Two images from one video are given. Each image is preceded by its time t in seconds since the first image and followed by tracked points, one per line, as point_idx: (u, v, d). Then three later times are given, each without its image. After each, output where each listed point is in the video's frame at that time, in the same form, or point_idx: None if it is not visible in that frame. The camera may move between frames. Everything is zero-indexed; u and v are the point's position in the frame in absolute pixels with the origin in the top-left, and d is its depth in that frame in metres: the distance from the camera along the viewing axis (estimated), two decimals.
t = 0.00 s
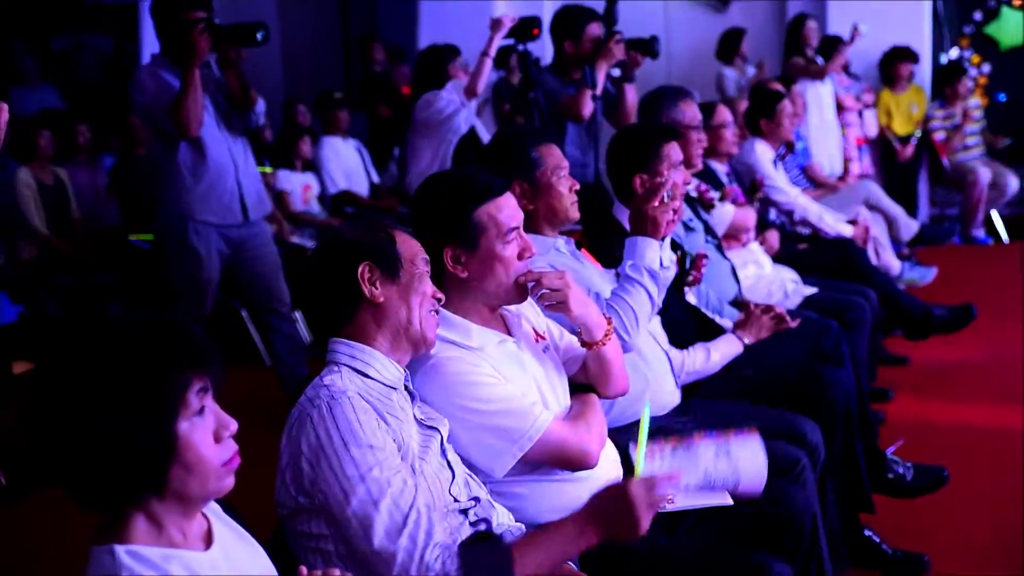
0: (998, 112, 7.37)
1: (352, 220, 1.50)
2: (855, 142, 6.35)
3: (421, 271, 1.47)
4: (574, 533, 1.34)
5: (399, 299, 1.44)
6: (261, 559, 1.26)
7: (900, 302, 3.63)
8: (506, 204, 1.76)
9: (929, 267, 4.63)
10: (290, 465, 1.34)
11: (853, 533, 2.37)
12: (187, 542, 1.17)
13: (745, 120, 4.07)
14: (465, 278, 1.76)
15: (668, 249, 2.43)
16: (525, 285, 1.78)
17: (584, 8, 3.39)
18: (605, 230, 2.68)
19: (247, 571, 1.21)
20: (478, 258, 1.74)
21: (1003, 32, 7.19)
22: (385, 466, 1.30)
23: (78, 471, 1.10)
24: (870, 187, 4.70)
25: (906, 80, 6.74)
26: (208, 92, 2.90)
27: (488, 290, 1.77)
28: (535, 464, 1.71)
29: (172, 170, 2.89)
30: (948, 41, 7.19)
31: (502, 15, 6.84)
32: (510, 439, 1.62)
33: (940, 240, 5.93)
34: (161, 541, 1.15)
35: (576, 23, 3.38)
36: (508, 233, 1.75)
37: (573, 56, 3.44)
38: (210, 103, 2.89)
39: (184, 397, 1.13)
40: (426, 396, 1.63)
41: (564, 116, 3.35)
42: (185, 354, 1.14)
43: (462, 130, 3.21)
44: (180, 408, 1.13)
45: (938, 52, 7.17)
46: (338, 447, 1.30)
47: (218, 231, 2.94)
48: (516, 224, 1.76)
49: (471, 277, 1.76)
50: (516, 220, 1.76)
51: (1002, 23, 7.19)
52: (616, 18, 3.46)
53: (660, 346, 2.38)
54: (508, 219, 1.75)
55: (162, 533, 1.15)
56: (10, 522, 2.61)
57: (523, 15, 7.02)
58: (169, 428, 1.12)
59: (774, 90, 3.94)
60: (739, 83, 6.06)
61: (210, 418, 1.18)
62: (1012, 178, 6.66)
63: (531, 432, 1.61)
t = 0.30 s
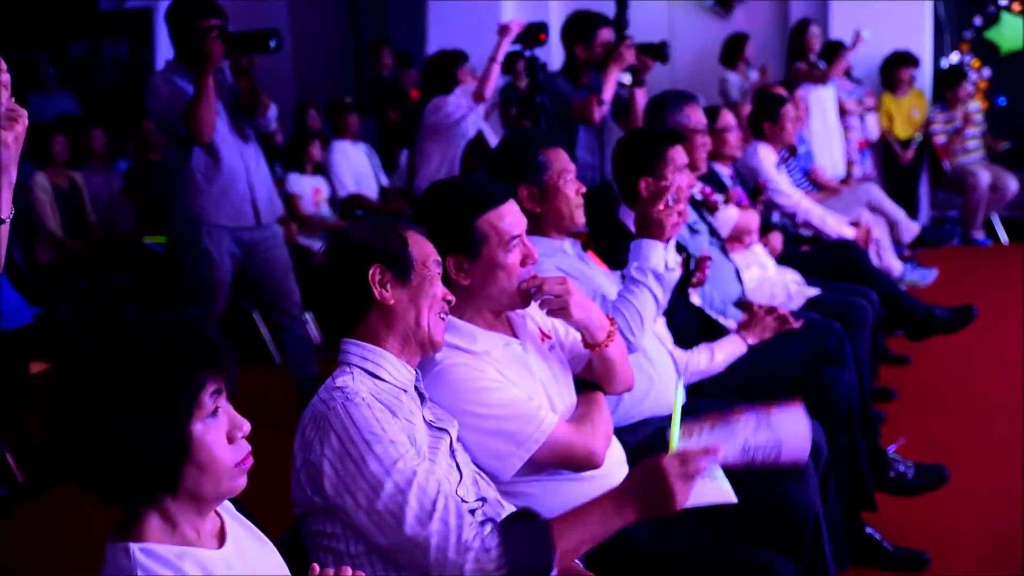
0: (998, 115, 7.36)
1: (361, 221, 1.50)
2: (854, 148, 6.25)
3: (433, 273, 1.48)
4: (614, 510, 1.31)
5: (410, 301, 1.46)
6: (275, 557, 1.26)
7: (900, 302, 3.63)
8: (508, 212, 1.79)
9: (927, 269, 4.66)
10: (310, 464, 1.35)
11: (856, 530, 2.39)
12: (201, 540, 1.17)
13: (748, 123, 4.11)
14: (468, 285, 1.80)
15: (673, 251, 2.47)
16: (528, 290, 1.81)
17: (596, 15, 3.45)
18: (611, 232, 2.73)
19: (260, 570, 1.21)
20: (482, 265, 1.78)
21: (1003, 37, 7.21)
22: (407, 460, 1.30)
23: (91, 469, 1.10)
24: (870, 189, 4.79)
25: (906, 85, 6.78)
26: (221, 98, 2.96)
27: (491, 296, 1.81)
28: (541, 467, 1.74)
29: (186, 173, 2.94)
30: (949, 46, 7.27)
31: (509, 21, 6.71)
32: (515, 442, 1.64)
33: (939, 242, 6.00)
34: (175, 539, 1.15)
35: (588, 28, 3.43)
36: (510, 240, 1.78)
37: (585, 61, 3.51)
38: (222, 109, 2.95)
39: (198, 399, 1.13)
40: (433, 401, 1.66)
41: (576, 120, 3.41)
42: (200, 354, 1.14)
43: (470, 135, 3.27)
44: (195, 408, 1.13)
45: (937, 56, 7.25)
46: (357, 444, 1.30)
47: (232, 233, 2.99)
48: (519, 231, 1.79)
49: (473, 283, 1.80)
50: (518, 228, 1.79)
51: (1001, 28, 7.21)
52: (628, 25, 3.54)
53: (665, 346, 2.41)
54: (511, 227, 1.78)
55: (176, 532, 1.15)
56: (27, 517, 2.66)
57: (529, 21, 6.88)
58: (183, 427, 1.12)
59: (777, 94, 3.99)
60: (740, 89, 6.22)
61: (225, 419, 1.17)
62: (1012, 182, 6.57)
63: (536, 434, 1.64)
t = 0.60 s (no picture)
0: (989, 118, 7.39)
1: (368, 223, 1.56)
2: (847, 150, 6.27)
3: (437, 272, 1.53)
4: (671, 377, 1.27)
5: (414, 301, 1.52)
6: (288, 552, 1.26)
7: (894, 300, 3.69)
8: (510, 215, 1.85)
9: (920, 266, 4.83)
10: (338, 452, 1.36)
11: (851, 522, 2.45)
12: (213, 536, 1.17)
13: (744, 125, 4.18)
14: (470, 287, 1.87)
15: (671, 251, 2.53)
16: (529, 292, 1.87)
17: (602, 21, 3.53)
18: (610, 233, 2.80)
19: (272, 567, 1.20)
20: (484, 268, 1.84)
21: (992, 41, 7.21)
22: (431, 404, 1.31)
23: (109, 465, 1.10)
24: (863, 189, 4.85)
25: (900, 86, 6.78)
26: (231, 104, 3.03)
27: (493, 297, 1.87)
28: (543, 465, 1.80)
29: (197, 176, 3.01)
30: (939, 49, 7.42)
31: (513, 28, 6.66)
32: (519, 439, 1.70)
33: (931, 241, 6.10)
34: (188, 535, 1.15)
35: (592, 34, 3.53)
36: (511, 243, 1.84)
37: (590, 65, 3.58)
38: (232, 114, 3.02)
39: (210, 399, 1.12)
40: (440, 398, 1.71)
41: (584, 123, 3.47)
42: (214, 354, 1.14)
43: (473, 138, 3.35)
44: (206, 408, 1.12)
45: (929, 59, 7.41)
46: (378, 407, 1.32)
47: (242, 236, 3.07)
48: (520, 234, 1.85)
49: (475, 286, 1.87)
50: (519, 230, 1.86)
51: (992, 32, 7.22)
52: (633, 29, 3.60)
53: (664, 343, 2.50)
54: (513, 230, 1.84)
55: (188, 527, 1.15)
56: (45, 512, 2.74)
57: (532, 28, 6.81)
58: (196, 426, 1.12)
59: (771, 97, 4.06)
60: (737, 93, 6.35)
61: (236, 418, 1.17)
62: (1002, 183, 6.65)
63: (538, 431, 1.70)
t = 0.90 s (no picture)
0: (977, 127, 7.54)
1: (379, 229, 1.65)
2: (840, 156, 6.37)
3: (443, 274, 1.61)
4: (676, 357, 1.36)
5: (422, 304, 1.60)
6: (300, 547, 1.30)
7: (886, 303, 3.77)
8: (514, 221, 1.94)
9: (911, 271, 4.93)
10: (350, 448, 1.44)
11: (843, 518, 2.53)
12: (228, 532, 1.21)
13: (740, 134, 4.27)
14: (476, 290, 1.96)
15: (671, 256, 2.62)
16: (533, 295, 1.95)
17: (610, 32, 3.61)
18: (612, 238, 2.89)
19: (286, 561, 1.25)
20: (489, 272, 1.93)
21: (978, 52, 7.42)
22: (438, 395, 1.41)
23: (126, 463, 1.14)
24: (855, 196, 4.95)
25: (890, 96, 7.01)
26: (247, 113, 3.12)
27: (498, 299, 1.96)
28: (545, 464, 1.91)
29: (214, 183, 3.12)
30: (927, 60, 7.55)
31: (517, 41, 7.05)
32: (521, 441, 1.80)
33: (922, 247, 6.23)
34: (204, 531, 1.19)
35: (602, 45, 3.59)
36: (516, 247, 1.93)
37: (595, 76, 3.67)
38: (248, 123, 3.11)
39: (228, 400, 1.18)
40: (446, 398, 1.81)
41: (589, 132, 3.54)
42: (234, 358, 1.20)
43: (478, 146, 3.45)
44: (224, 408, 1.18)
45: (918, 70, 7.54)
46: (388, 400, 1.41)
47: (256, 241, 3.17)
48: (524, 239, 1.94)
49: (481, 289, 1.96)
50: (524, 236, 1.94)
51: (977, 44, 7.43)
52: (638, 40, 3.69)
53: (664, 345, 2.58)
54: (517, 235, 1.93)
55: (204, 522, 1.19)
56: (68, 509, 2.82)
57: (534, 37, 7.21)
58: (213, 425, 1.17)
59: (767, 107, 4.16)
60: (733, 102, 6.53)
61: (252, 417, 1.23)
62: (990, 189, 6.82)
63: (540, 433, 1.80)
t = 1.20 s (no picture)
0: (983, 134, 7.49)
1: (396, 235, 1.71)
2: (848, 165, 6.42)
3: (458, 279, 1.69)
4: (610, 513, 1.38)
5: (437, 307, 1.66)
6: (318, 544, 1.37)
7: (891, 307, 3.92)
8: (529, 227, 2.00)
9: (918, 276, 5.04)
10: (339, 461, 1.54)
11: (852, 520, 2.57)
12: (250, 531, 1.27)
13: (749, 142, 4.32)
14: (491, 294, 2.01)
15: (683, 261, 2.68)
16: (547, 300, 2.03)
17: (623, 42, 3.70)
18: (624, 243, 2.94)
19: (304, 559, 1.31)
20: (505, 277, 1.99)
21: (985, 62, 7.42)
22: (430, 473, 1.50)
23: (154, 464, 1.20)
24: (863, 203, 5.04)
25: (897, 104, 7.15)
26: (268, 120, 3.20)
27: (513, 303, 2.01)
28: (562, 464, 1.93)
29: (235, 188, 3.19)
30: (934, 69, 7.62)
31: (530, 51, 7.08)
32: (537, 443, 1.84)
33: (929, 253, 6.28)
34: (226, 530, 1.24)
35: (618, 54, 3.67)
36: (532, 253, 1.99)
37: (612, 85, 3.72)
38: (270, 130, 3.19)
39: (251, 403, 1.24)
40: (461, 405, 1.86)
41: (604, 138, 3.59)
42: (258, 363, 1.25)
43: (494, 153, 3.51)
44: (248, 411, 1.24)
45: (924, 79, 7.64)
46: (386, 454, 1.49)
47: (276, 245, 3.24)
48: (539, 244, 2.00)
49: (496, 293, 2.01)
50: (539, 241, 2.01)
51: (983, 53, 7.43)
52: (652, 50, 3.76)
53: (676, 349, 2.62)
54: (533, 241, 1.99)
55: (227, 522, 1.25)
56: (95, 505, 2.90)
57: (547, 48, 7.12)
58: (235, 427, 1.23)
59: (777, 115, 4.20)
60: (743, 108, 6.75)
61: (274, 420, 1.28)
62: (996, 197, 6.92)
63: (555, 436, 1.85)
